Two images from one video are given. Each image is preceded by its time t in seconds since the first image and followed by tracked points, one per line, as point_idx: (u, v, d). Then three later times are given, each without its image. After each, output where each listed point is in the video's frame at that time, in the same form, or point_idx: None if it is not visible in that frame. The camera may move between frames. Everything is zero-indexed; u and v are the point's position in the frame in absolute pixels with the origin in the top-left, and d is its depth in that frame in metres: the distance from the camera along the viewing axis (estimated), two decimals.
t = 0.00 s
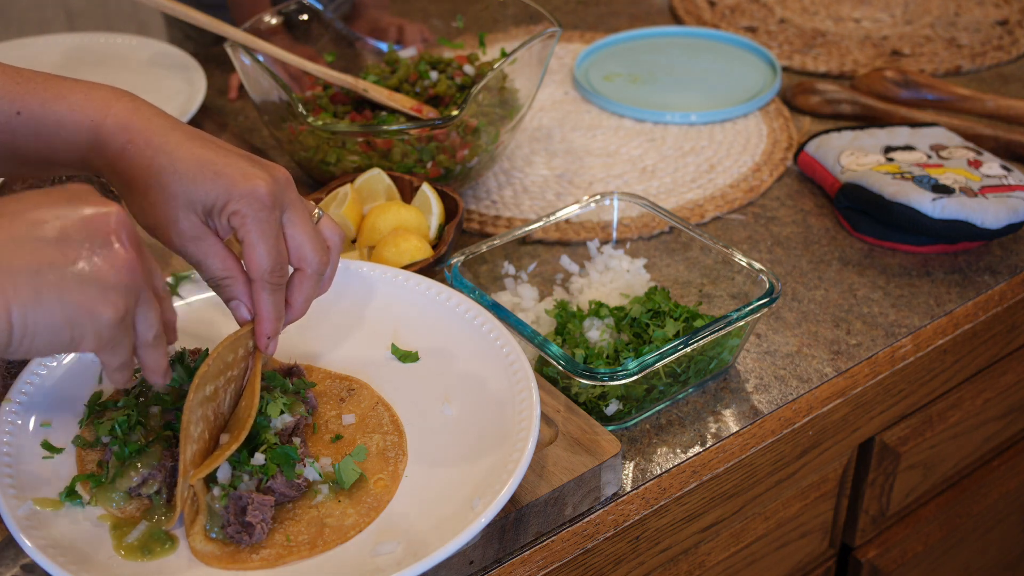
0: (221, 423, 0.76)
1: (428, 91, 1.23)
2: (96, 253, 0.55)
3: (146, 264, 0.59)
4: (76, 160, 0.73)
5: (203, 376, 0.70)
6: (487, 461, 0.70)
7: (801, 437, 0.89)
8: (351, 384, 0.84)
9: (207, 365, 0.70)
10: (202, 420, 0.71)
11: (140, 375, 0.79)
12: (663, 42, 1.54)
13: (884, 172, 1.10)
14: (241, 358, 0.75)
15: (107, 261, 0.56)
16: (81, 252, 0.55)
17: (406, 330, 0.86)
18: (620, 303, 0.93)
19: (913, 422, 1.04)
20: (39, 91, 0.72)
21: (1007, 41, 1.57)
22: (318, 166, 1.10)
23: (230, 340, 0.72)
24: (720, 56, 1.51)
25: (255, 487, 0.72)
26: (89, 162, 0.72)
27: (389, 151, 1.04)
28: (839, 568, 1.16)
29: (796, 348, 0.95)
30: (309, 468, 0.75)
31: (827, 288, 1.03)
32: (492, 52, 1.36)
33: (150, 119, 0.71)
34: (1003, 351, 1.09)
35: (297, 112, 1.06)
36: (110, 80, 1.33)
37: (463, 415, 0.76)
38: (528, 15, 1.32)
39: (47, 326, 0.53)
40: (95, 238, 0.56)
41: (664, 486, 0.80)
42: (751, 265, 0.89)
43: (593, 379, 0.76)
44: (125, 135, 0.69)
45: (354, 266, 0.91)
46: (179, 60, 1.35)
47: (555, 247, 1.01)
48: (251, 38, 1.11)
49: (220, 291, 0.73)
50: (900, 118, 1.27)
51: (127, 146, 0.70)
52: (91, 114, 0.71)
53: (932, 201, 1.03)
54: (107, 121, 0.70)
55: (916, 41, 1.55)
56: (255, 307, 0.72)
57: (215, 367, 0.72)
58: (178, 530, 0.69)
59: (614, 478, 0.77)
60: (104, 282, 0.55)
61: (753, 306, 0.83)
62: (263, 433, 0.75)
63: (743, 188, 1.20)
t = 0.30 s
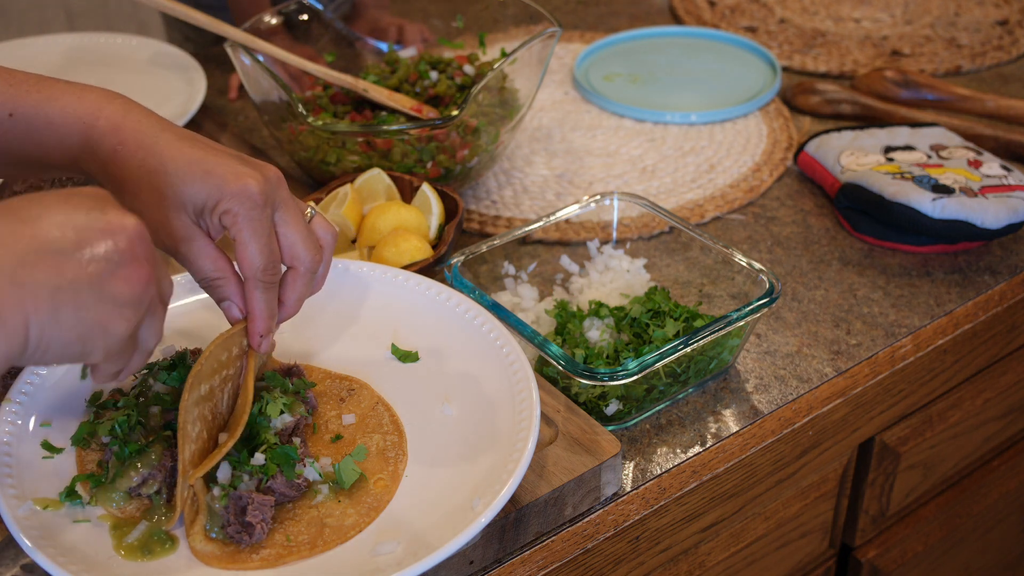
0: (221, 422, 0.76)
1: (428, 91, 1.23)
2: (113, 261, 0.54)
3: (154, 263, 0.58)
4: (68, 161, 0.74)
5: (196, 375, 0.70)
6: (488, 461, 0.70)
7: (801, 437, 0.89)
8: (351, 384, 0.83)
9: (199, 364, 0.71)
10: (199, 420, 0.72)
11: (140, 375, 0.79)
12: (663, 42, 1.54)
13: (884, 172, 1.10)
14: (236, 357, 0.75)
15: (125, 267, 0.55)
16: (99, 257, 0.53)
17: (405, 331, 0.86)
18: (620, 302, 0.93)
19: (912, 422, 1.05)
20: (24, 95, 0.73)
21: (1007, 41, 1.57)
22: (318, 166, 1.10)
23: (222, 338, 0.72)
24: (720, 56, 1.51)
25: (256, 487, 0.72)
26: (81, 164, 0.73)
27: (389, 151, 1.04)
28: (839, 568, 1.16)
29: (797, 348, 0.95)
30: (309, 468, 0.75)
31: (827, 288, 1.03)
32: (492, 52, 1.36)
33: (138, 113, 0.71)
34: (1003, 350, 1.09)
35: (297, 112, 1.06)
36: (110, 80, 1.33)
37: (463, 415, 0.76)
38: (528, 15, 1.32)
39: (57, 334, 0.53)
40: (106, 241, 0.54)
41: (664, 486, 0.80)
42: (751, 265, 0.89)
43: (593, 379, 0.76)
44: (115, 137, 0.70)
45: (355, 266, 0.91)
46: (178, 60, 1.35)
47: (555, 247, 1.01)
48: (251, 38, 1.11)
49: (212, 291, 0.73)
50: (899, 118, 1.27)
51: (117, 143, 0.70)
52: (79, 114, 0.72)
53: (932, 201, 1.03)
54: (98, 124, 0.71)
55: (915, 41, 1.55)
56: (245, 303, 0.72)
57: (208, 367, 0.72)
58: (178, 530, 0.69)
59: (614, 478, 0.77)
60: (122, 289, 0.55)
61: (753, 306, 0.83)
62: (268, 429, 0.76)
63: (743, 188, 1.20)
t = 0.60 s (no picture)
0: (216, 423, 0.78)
1: (428, 91, 1.23)
2: (261, 189, 0.51)
3: (312, 174, 0.52)
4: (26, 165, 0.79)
5: (165, 379, 0.74)
6: (487, 460, 0.70)
7: (801, 437, 0.89)
8: (351, 384, 0.83)
9: (164, 368, 0.74)
10: (187, 421, 0.75)
11: (140, 375, 0.79)
12: (663, 42, 1.54)
13: (885, 172, 1.10)
14: (205, 358, 0.78)
15: (277, 197, 0.51)
16: (240, 192, 0.51)
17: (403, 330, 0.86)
18: (620, 302, 0.93)
19: (912, 422, 1.04)
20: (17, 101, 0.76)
21: (1007, 41, 1.57)
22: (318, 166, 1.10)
23: (185, 340, 0.75)
24: (720, 56, 1.51)
25: (255, 487, 0.73)
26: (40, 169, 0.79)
27: (389, 150, 1.04)
28: (840, 567, 1.16)
29: (797, 348, 0.95)
30: (309, 468, 0.75)
31: (827, 288, 1.03)
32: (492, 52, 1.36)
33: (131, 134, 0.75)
34: (1003, 350, 1.09)
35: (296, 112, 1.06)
36: (110, 80, 1.33)
37: (463, 415, 0.76)
38: (528, 15, 1.32)
39: (212, 267, 0.53)
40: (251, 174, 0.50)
41: (664, 486, 0.80)
42: (751, 265, 0.89)
43: (593, 379, 0.76)
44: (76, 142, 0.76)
45: (339, 263, 0.92)
46: (178, 60, 1.35)
47: (555, 247, 1.02)
48: (251, 38, 1.11)
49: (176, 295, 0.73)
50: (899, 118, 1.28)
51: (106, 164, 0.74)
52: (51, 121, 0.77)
53: (932, 201, 1.03)
54: (58, 129, 0.76)
55: (915, 41, 1.56)
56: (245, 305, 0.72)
57: (175, 370, 0.75)
58: (179, 530, 0.69)
59: (614, 478, 0.77)
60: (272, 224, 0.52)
61: (753, 306, 0.83)
62: (262, 424, 0.76)
63: (743, 188, 1.20)
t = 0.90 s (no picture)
0: (221, 424, 0.78)
1: (428, 91, 1.23)
2: (557, 159, 0.64)
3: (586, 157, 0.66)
4: None
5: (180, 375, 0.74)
6: (487, 459, 0.70)
7: (801, 437, 0.89)
8: (351, 384, 0.83)
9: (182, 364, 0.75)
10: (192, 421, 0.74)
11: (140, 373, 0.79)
12: (663, 42, 1.54)
13: (884, 172, 1.10)
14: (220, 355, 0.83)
15: (566, 169, 0.65)
16: (546, 156, 0.63)
17: (402, 327, 0.86)
18: (621, 302, 0.93)
19: (912, 422, 1.04)
20: (6, 114, 0.82)
21: (1007, 41, 1.57)
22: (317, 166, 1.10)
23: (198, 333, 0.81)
24: (720, 56, 1.51)
25: (255, 487, 0.73)
26: None
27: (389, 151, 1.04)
28: (839, 567, 1.16)
29: (797, 348, 0.95)
30: (309, 468, 0.75)
31: (827, 288, 1.03)
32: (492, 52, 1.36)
33: (81, 129, 0.82)
34: (1003, 350, 1.09)
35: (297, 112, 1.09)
36: (109, 80, 1.33)
37: (463, 414, 0.76)
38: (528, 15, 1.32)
39: (520, 221, 0.63)
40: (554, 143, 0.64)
41: (665, 486, 0.80)
42: (751, 266, 0.89)
43: (593, 379, 0.76)
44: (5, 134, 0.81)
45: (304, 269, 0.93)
46: (178, 60, 1.35)
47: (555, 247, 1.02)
48: (251, 38, 1.11)
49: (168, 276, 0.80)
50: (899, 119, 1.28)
51: (56, 154, 0.80)
52: None
53: (931, 201, 1.03)
54: None
55: (915, 41, 1.56)
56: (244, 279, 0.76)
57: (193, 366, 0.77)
58: (178, 530, 0.69)
59: (614, 478, 0.77)
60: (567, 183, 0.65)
61: (753, 306, 0.83)
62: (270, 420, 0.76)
63: (743, 188, 1.20)
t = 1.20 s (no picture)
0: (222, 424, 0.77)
1: (428, 91, 1.23)
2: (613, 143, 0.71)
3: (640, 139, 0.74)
4: None
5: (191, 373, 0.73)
6: (487, 459, 0.70)
7: (800, 437, 0.89)
8: (350, 384, 0.84)
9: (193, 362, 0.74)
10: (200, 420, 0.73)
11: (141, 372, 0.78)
12: (663, 42, 1.54)
13: (884, 172, 1.10)
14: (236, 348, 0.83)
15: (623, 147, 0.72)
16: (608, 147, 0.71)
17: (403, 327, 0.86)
18: (621, 302, 0.93)
19: (912, 422, 1.04)
20: None
21: (1007, 41, 1.57)
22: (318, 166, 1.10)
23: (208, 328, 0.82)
24: (720, 56, 1.51)
25: (256, 487, 0.73)
26: None
27: (389, 151, 1.04)
28: (839, 567, 1.16)
29: (796, 348, 0.95)
30: (309, 468, 0.75)
31: (827, 288, 1.03)
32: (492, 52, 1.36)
33: None
34: (1003, 350, 1.09)
35: (297, 112, 1.08)
36: (109, 80, 1.33)
37: (463, 414, 0.76)
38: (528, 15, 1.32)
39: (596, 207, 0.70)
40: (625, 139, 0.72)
41: (664, 486, 0.80)
42: (751, 265, 0.89)
43: (593, 379, 0.76)
44: None
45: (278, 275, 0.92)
46: (178, 60, 1.35)
47: (555, 247, 1.01)
48: (251, 37, 1.11)
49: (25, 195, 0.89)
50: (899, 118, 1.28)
51: None
52: None
53: (931, 201, 1.03)
54: None
55: (915, 41, 1.56)
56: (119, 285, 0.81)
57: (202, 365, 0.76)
58: (178, 529, 0.69)
59: (614, 478, 0.77)
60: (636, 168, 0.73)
61: (753, 306, 0.83)
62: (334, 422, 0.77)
63: (743, 188, 1.20)
